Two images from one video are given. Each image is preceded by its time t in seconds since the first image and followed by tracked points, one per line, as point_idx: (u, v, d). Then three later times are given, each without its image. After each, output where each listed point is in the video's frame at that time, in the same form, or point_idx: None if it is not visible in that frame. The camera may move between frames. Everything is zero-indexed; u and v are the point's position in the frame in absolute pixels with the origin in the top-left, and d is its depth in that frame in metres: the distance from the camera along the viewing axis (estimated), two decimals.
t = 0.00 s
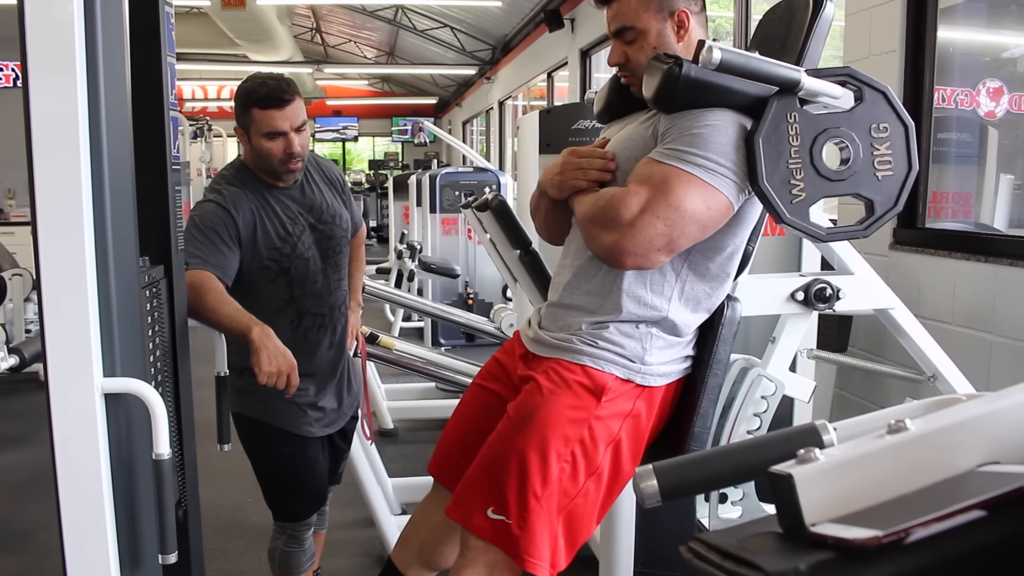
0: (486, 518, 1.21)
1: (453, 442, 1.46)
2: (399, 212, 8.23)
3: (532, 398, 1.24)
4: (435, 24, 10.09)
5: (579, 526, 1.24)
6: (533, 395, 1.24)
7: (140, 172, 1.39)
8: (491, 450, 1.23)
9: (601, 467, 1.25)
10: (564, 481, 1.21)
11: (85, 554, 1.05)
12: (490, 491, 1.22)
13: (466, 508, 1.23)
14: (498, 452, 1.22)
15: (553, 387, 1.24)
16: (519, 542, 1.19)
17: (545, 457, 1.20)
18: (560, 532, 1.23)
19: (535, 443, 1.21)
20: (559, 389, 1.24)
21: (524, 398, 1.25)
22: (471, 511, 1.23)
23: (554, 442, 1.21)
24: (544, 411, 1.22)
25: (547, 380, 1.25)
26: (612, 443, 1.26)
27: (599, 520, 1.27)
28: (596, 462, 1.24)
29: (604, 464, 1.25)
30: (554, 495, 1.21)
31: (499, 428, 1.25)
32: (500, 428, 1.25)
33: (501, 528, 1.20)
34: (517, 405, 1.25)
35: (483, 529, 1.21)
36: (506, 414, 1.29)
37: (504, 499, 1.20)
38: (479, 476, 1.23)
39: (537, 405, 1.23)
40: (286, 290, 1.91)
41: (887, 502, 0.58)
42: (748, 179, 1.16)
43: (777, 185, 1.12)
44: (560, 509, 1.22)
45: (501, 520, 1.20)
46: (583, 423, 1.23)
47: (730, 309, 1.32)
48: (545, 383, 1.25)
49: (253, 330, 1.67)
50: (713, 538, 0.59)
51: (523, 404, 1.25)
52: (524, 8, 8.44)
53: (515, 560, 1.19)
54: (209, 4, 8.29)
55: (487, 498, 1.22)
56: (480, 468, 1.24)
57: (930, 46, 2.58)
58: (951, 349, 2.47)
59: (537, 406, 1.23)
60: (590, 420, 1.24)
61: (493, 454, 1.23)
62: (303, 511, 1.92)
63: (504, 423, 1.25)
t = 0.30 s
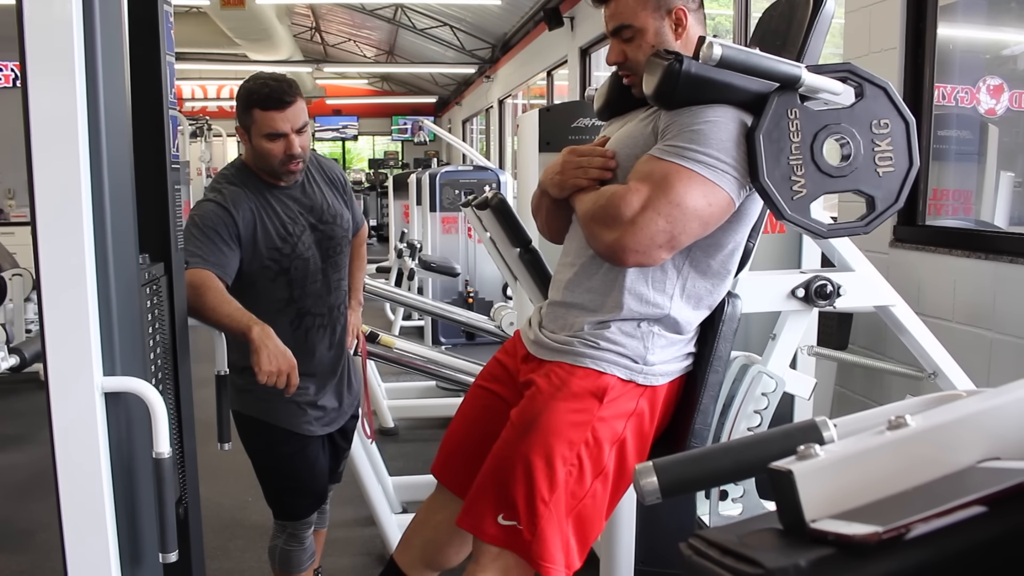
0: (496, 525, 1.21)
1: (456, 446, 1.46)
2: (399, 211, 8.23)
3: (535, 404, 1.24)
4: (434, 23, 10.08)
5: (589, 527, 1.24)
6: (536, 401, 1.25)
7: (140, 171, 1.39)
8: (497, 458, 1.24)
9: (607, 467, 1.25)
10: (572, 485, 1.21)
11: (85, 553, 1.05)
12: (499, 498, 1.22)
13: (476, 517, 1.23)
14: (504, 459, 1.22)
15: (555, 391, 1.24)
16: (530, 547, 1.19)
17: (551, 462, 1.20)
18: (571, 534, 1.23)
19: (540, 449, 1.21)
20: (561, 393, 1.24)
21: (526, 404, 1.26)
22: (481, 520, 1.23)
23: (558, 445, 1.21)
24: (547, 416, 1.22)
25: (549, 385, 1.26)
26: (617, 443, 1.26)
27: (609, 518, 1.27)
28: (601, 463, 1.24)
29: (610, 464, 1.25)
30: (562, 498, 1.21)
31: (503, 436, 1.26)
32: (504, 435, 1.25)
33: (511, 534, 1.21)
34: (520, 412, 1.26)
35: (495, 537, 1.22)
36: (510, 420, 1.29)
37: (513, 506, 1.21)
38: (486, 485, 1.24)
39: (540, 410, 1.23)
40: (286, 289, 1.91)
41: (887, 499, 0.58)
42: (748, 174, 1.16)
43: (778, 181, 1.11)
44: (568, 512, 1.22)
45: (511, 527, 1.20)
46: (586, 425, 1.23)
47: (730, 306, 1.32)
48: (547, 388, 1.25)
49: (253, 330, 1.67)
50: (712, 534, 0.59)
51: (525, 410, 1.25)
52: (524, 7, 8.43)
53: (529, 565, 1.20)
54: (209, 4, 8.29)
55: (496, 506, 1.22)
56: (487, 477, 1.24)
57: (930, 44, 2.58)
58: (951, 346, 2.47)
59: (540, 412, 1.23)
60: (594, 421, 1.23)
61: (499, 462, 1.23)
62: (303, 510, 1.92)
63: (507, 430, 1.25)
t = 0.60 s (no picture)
0: (492, 522, 1.21)
1: (455, 445, 1.46)
2: (399, 209, 8.23)
3: (533, 401, 1.25)
4: (434, 22, 10.07)
5: (586, 525, 1.24)
6: (534, 398, 1.25)
7: (139, 171, 1.39)
8: (494, 455, 1.24)
9: (604, 466, 1.25)
10: (568, 482, 1.22)
11: (84, 552, 1.05)
12: (496, 495, 1.22)
13: (472, 513, 1.23)
14: (501, 456, 1.23)
15: (554, 389, 1.24)
16: (526, 544, 1.20)
17: (549, 459, 1.20)
18: (567, 531, 1.23)
19: (537, 446, 1.21)
20: (559, 391, 1.24)
21: (525, 402, 1.26)
22: (478, 516, 1.23)
23: (556, 443, 1.21)
24: (545, 414, 1.22)
25: (547, 382, 1.26)
26: (615, 442, 1.26)
27: (606, 517, 1.27)
28: (599, 461, 1.24)
29: (608, 462, 1.25)
30: (559, 496, 1.21)
31: (501, 433, 1.26)
32: (502, 432, 1.25)
33: (507, 531, 1.21)
34: (518, 409, 1.26)
35: (490, 533, 1.22)
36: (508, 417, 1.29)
37: (510, 503, 1.21)
38: (483, 481, 1.24)
39: (538, 407, 1.23)
40: (286, 289, 1.91)
41: (885, 497, 0.58)
42: (747, 171, 1.16)
43: (777, 178, 1.12)
44: (565, 509, 1.22)
45: (507, 523, 1.20)
46: (585, 423, 1.23)
47: (730, 303, 1.32)
48: (545, 385, 1.25)
49: (252, 329, 1.67)
50: (710, 533, 0.59)
51: (524, 407, 1.25)
52: (524, 5, 8.42)
53: (524, 563, 1.20)
54: (208, 3, 8.28)
55: (492, 502, 1.22)
56: (484, 474, 1.24)
57: (930, 41, 2.57)
58: (951, 344, 2.47)
59: (538, 409, 1.23)
60: (592, 419, 1.24)
61: (496, 459, 1.23)
62: (303, 509, 1.92)
63: (505, 427, 1.26)
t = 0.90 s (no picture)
0: (490, 521, 1.21)
1: (455, 446, 1.46)
2: (399, 209, 8.23)
3: (530, 401, 1.25)
4: (434, 21, 10.07)
5: (583, 525, 1.25)
6: (532, 398, 1.25)
7: (138, 170, 1.39)
8: (492, 455, 1.24)
9: (602, 466, 1.25)
10: (565, 482, 1.22)
11: (82, 550, 1.06)
12: (493, 494, 1.22)
13: (469, 512, 1.23)
14: (499, 456, 1.23)
15: (552, 388, 1.25)
16: (524, 544, 1.20)
17: (546, 459, 1.21)
18: (564, 531, 1.23)
19: (535, 445, 1.21)
20: (556, 391, 1.24)
21: (522, 401, 1.26)
22: (475, 515, 1.23)
23: (553, 442, 1.21)
24: (543, 413, 1.22)
25: (545, 382, 1.26)
26: (612, 442, 1.26)
27: (603, 517, 1.27)
28: (597, 460, 1.24)
29: (605, 462, 1.26)
30: (557, 495, 1.21)
31: (499, 432, 1.26)
32: (500, 432, 1.25)
33: (505, 530, 1.21)
34: (516, 408, 1.26)
35: (488, 533, 1.22)
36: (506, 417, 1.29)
37: (508, 503, 1.21)
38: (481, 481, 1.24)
39: (536, 407, 1.23)
40: (285, 289, 1.91)
41: (881, 497, 0.58)
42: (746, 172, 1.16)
43: (777, 178, 1.12)
44: (563, 509, 1.22)
45: (504, 522, 1.21)
46: (583, 422, 1.23)
47: (730, 302, 1.32)
48: (543, 385, 1.26)
49: (251, 329, 1.67)
50: (706, 533, 0.59)
51: (522, 407, 1.25)
52: (524, 5, 8.42)
53: (521, 562, 1.20)
54: (208, 2, 8.29)
55: (490, 502, 1.22)
56: (481, 474, 1.24)
57: (930, 42, 2.58)
58: (949, 344, 2.47)
59: (536, 409, 1.23)
60: (589, 419, 1.24)
61: (494, 458, 1.23)
62: (302, 509, 1.92)
63: (503, 427, 1.26)
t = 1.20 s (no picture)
0: (489, 520, 1.22)
1: (455, 446, 1.46)
2: (399, 209, 8.22)
3: (530, 401, 1.25)
4: (434, 21, 10.07)
5: (582, 524, 1.25)
6: (532, 397, 1.25)
7: (138, 169, 1.39)
8: (492, 454, 1.24)
9: (601, 465, 1.25)
10: (565, 481, 1.22)
11: (83, 548, 1.06)
12: (493, 493, 1.22)
13: (469, 511, 1.23)
14: (499, 455, 1.23)
15: (552, 388, 1.25)
16: (523, 543, 1.20)
17: (546, 459, 1.21)
18: (564, 530, 1.23)
19: (534, 444, 1.21)
20: (556, 391, 1.24)
21: (522, 400, 1.26)
22: (475, 514, 1.23)
23: (553, 442, 1.21)
24: (543, 413, 1.22)
25: (545, 382, 1.26)
26: (612, 441, 1.26)
27: (602, 516, 1.28)
28: (596, 460, 1.24)
29: (605, 462, 1.26)
30: (557, 494, 1.21)
31: (498, 432, 1.26)
32: (500, 432, 1.25)
33: (504, 529, 1.21)
34: (516, 407, 1.26)
35: (487, 532, 1.22)
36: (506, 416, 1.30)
37: (508, 502, 1.21)
38: (481, 480, 1.24)
39: (536, 407, 1.23)
40: (285, 288, 1.91)
41: (881, 496, 0.58)
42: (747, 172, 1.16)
43: (777, 178, 1.12)
44: (562, 508, 1.22)
45: (504, 522, 1.21)
46: (582, 422, 1.23)
47: (730, 302, 1.33)
48: (543, 384, 1.26)
49: (251, 329, 1.67)
50: (707, 532, 0.59)
51: (521, 406, 1.25)
52: (523, 5, 8.42)
53: (521, 561, 1.20)
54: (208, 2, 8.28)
55: (489, 501, 1.22)
56: (481, 473, 1.24)
57: (930, 43, 2.58)
58: (949, 345, 2.47)
59: (535, 408, 1.23)
60: (589, 419, 1.24)
61: (494, 458, 1.23)
62: (301, 509, 1.92)
63: (503, 427, 1.26)
